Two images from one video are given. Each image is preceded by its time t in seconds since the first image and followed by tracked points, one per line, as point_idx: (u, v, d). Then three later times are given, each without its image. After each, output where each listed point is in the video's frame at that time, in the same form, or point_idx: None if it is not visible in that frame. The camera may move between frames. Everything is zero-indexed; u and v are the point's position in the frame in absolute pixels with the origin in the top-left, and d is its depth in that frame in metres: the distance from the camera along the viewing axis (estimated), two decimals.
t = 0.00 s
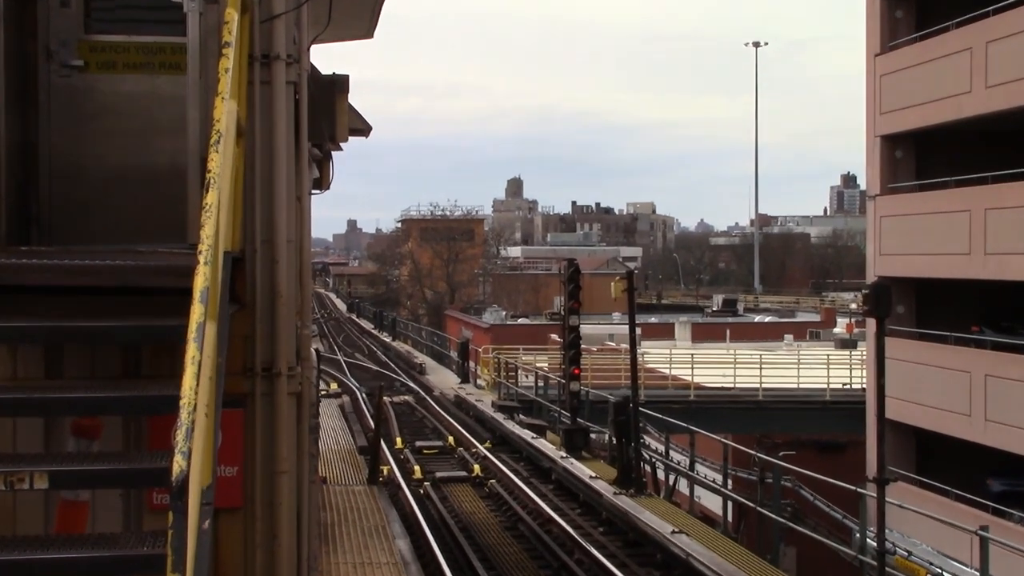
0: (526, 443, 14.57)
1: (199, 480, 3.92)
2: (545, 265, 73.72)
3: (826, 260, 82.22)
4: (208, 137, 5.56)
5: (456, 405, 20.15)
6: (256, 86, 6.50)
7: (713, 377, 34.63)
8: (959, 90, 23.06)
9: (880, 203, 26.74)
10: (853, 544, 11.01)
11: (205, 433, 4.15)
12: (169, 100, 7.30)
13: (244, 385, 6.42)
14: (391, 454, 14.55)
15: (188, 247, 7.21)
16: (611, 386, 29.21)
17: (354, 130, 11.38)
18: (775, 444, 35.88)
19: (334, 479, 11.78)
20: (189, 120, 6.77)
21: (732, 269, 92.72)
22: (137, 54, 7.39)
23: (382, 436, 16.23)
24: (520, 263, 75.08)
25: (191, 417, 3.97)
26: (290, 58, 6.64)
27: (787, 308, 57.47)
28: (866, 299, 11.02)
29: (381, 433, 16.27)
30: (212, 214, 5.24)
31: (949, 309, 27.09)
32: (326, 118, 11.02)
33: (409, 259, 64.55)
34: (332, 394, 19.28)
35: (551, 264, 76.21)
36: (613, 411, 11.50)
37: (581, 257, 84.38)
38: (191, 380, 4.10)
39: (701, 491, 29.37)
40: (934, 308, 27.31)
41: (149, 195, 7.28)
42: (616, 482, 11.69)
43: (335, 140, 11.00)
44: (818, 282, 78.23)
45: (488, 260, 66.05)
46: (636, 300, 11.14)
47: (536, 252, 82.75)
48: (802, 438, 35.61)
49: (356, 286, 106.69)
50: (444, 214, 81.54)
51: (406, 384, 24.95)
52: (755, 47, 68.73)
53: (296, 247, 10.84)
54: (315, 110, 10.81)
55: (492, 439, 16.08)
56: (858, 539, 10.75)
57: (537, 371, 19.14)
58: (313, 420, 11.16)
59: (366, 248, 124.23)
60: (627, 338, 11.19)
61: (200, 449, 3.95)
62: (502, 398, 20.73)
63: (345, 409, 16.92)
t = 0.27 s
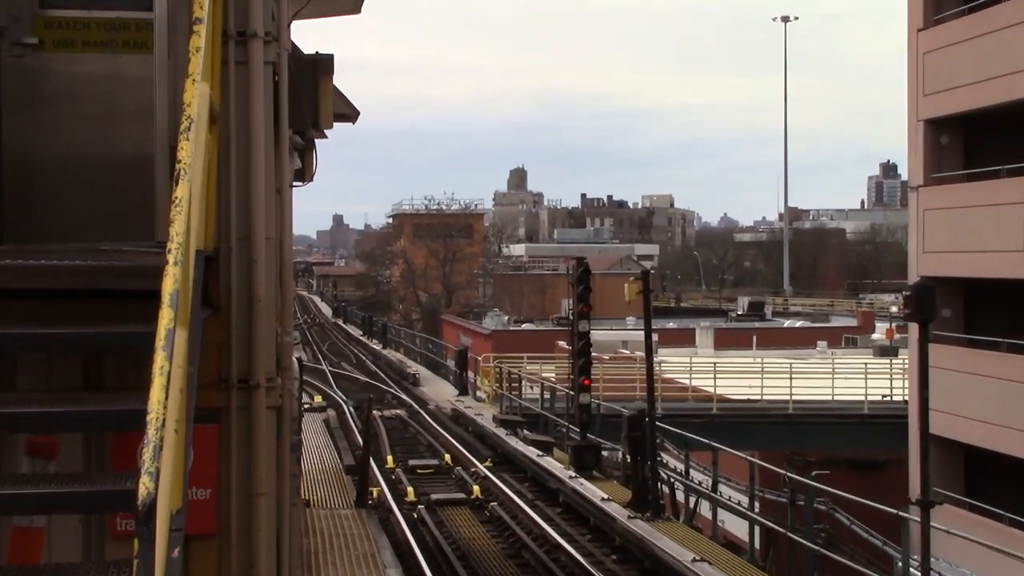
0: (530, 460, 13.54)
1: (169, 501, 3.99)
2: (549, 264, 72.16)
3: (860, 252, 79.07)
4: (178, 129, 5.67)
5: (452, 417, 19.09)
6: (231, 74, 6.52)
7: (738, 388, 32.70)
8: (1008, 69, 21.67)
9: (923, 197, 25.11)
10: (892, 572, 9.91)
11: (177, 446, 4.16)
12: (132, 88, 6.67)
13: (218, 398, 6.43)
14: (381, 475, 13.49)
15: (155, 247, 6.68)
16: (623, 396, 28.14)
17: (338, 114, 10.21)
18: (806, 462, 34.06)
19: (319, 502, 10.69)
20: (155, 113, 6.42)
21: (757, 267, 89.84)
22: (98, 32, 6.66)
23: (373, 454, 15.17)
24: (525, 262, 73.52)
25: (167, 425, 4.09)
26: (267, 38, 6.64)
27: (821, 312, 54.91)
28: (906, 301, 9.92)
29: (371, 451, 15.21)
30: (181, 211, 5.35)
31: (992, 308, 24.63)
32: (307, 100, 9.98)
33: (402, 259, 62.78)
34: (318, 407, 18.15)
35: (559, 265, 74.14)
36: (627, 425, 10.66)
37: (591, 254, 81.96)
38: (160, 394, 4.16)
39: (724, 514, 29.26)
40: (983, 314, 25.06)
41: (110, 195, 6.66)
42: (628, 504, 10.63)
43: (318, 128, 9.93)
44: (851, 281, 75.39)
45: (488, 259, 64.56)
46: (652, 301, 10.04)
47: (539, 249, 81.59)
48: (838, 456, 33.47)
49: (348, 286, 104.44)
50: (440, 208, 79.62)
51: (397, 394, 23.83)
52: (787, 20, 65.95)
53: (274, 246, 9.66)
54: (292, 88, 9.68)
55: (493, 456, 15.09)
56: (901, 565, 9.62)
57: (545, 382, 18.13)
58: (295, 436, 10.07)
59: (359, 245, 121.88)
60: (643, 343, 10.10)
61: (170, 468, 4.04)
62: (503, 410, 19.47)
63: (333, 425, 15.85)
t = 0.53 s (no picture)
0: (536, 482, 12.65)
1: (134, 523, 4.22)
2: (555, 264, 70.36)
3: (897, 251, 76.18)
4: (143, 114, 5.84)
5: (447, 432, 17.90)
6: (201, 90, 7.11)
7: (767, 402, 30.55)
8: None
9: (973, 186, 23.20)
10: None
11: (140, 461, 4.48)
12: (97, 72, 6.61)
13: (190, 412, 7.07)
14: (370, 498, 12.54)
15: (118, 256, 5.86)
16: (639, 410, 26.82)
17: (322, 97, 9.10)
18: (843, 484, 32.15)
19: (300, 529, 9.67)
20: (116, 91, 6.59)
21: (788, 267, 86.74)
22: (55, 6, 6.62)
23: (361, 476, 14.09)
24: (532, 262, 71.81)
25: (131, 442, 4.38)
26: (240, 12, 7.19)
27: (859, 316, 52.38)
28: (955, 304, 8.85)
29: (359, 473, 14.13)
30: (146, 200, 5.44)
31: None
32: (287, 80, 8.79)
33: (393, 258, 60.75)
34: (301, 423, 16.87)
35: (568, 265, 72.11)
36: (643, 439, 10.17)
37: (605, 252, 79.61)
38: (121, 407, 4.47)
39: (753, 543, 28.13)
40: None
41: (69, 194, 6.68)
42: (646, 531, 9.72)
43: (301, 114, 8.91)
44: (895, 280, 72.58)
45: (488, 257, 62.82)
46: (672, 303, 9.03)
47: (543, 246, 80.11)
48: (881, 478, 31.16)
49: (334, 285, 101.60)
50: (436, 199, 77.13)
51: (385, 403, 22.59)
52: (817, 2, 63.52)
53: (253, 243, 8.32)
54: (273, 66, 8.65)
55: (495, 477, 14.11)
56: None
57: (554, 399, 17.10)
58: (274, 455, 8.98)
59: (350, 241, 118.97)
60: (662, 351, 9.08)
61: (133, 488, 4.28)
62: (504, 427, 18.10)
63: (317, 444, 14.69)
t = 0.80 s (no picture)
0: (544, 507, 12.02)
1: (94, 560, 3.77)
2: (567, 265, 68.59)
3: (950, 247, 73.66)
4: (107, 95, 4.99)
5: (442, 450, 16.91)
6: (170, 58, 6.11)
7: (806, 416, 28.71)
8: None
9: None
10: None
11: (103, 480, 4.04)
12: (51, 47, 5.76)
13: (158, 429, 6.08)
14: (361, 525, 11.88)
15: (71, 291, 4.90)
16: (660, 427, 25.57)
17: (305, 77, 8.09)
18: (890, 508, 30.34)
19: (280, 560, 8.96)
20: (76, 68, 5.78)
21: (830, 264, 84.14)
22: None
23: (350, 502, 13.21)
24: (543, 261, 70.21)
25: (91, 461, 3.93)
26: None
27: (908, 320, 50.21)
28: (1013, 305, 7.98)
29: (347, 499, 13.24)
30: (108, 192, 4.66)
31: None
32: (262, 51, 7.38)
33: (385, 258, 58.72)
34: (285, 443, 15.78)
35: (581, 264, 70.08)
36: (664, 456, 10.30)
37: (624, 249, 77.53)
38: (82, 420, 3.98)
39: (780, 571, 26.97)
40: None
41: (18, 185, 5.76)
42: (671, 561, 9.66)
43: (279, 94, 7.57)
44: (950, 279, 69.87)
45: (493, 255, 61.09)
46: (697, 307, 8.07)
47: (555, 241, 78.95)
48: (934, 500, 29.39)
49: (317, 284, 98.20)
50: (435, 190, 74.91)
51: (377, 419, 21.43)
52: None
53: (229, 242, 6.74)
54: (248, 37, 7.23)
55: (498, 499, 13.31)
56: None
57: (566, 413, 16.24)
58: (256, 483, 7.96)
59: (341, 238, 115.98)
60: (685, 363, 8.11)
61: (97, 507, 3.87)
62: (509, 443, 16.85)
63: (301, 467, 13.74)
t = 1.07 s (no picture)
0: (552, 514, 11.69)
1: (81, 562, 3.39)
2: (575, 260, 68.01)
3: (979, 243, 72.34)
4: (91, 81, 4.57)
5: (444, 454, 16.55)
6: (158, 40, 5.70)
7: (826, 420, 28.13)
8: None
9: None
10: None
11: (89, 489, 3.65)
12: (36, 29, 5.29)
13: (147, 433, 5.68)
14: (361, 533, 11.56)
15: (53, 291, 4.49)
16: (671, 429, 25.13)
17: (300, 62, 7.70)
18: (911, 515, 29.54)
19: (275, 570, 8.72)
20: (60, 52, 5.32)
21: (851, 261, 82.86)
22: None
23: (349, 509, 12.87)
24: (553, 257, 69.56)
25: (78, 465, 3.57)
26: None
27: (936, 320, 49.54)
28: None
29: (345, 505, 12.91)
30: (95, 182, 4.26)
31: None
32: (257, 35, 6.98)
33: (384, 253, 57.79)
34: (282, 448, 15.40)
35: (591, 260, 69.18)
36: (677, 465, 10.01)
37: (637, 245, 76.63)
38: (68, 423, 3.56)
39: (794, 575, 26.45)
40: None
41: None
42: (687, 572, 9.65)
43: (273, 81, 7.17)
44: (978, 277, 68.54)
45: (496, 248, 60.39)
46: (713, 307, 7.68)
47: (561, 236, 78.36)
48: (962, 510, 28.71)
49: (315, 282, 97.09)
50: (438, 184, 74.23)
51: (377, 422, 21.04)
52: None
53: (222, 235, 6.27)
54: (240, 21, 6.77)
55: (504, 505, 12.97)
56: None
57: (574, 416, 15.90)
58: (251, 487, 7.57)
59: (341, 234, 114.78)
60: (702, 363, 7.71)
61: (82, 514, 3.49)
62: (514, 449, 16.42)
63: (298, 471, 13.40)
